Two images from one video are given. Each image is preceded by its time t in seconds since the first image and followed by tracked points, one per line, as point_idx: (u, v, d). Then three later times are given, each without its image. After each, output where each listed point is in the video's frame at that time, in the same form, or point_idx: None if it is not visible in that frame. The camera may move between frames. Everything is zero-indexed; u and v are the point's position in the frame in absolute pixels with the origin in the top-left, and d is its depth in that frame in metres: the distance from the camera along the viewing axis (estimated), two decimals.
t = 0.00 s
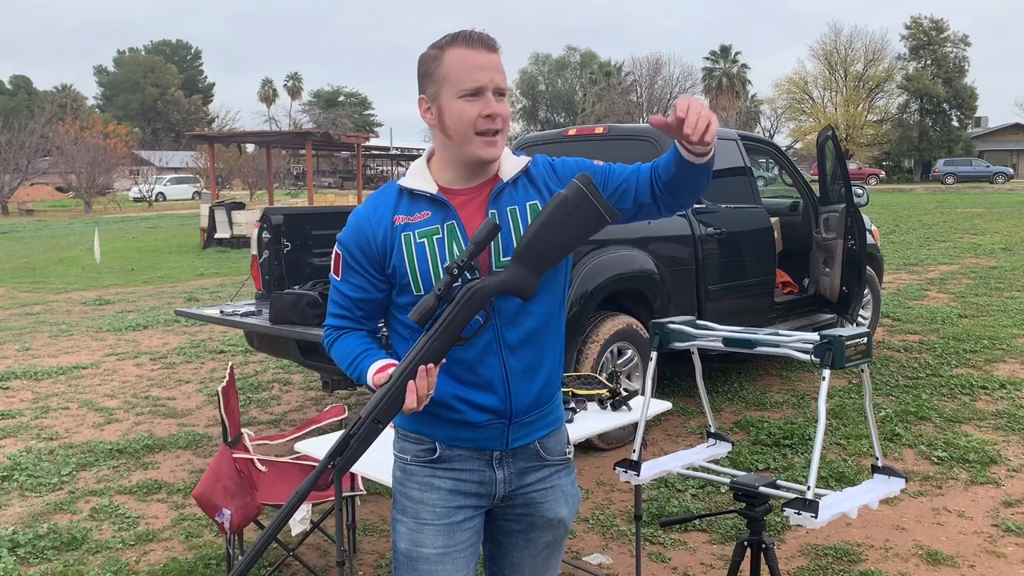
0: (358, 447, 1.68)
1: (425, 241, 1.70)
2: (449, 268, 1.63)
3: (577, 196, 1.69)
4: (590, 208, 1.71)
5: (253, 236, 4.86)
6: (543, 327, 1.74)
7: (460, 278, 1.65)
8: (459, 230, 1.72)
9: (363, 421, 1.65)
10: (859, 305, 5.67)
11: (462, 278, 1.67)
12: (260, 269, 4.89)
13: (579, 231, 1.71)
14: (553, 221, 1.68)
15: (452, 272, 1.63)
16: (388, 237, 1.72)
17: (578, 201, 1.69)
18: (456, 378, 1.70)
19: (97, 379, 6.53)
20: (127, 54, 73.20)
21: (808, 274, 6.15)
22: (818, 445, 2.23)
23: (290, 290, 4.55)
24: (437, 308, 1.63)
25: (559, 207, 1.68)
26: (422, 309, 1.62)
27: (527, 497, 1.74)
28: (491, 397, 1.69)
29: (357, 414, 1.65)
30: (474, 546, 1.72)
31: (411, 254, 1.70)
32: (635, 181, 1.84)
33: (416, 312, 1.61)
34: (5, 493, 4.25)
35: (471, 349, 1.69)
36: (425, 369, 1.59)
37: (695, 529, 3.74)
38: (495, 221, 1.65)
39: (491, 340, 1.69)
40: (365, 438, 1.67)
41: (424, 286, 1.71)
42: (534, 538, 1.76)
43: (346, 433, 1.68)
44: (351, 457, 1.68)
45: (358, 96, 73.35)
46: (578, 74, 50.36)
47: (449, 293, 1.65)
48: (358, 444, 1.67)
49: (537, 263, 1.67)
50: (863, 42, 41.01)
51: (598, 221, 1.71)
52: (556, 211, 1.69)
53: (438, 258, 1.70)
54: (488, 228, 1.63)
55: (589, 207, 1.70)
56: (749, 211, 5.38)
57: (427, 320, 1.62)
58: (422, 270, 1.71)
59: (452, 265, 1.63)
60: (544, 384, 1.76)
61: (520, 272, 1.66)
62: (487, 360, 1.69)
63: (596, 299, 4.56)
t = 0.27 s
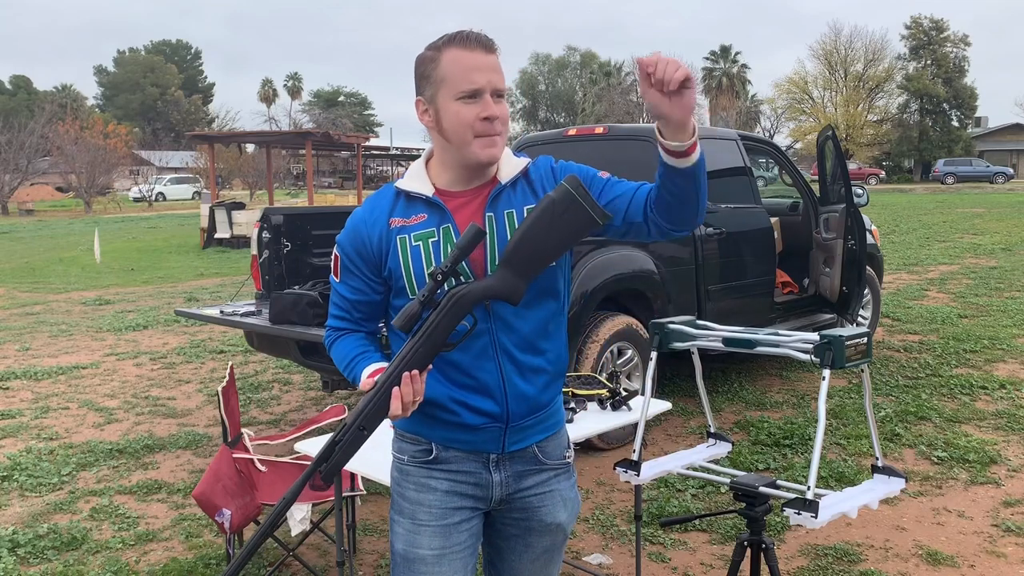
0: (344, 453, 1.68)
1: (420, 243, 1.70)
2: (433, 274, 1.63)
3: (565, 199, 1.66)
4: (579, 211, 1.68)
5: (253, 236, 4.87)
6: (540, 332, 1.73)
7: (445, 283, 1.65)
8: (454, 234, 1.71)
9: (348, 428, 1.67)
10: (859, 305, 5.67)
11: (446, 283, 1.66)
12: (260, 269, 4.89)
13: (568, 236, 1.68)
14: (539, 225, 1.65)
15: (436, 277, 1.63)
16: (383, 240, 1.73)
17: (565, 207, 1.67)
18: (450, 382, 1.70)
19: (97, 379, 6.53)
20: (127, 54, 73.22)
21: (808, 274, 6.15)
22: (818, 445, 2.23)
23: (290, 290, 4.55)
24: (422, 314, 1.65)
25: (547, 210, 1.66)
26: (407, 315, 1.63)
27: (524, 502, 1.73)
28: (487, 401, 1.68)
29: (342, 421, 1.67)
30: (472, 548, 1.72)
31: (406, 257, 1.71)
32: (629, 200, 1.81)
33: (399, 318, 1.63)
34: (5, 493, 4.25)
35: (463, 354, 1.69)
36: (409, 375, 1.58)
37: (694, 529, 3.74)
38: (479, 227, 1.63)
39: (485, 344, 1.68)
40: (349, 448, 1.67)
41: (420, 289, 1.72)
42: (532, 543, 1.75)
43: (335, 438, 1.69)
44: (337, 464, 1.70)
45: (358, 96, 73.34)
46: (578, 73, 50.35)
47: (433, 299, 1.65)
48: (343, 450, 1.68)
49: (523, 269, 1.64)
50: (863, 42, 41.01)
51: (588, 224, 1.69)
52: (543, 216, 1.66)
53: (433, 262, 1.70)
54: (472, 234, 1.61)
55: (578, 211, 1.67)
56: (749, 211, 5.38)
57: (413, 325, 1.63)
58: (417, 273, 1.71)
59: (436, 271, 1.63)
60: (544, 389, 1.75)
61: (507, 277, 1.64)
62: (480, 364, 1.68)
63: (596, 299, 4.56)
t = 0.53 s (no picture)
0: (337, 448, 1.70)
1: (415, 243, 1.71)
2: (425, 272, 1.64)
3: (559, 197, 1.66)
4: (573, 210, 1.67)
5: (253, 236, 4.87)
6: (537, 334, 1.72)
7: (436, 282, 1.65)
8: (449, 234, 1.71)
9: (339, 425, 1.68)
10: (859, 305, 5.67)
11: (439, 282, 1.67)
12: (260, 269, 4.89)
13: (563, 234, 1.67)
14: (532, 223, 1.65)
15: (426, 276, 1.63)
16: (380, 239, 1.74)
17: (560, 206, 1.66)
18: (445, 382, 1.70)
19: (97, 379, 6.53)
20: (127, 54, 73.22)
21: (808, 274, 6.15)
22: (818, 445, 2.23)
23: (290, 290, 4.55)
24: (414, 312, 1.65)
25: (540, 209, 1.65)
26: (397, 314, 1.63)
27: (521, 505, 1.73)
28: (481, 403, 1.68)
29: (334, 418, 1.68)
30: (468, 550, 1.72)
31: (400, 257, 1.71)
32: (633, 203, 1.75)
33: (390, 317, 1.63)
34: (5, 493, 4.25)
35: (458, 355, 1.69)
36: (399, 374, 1.59)
37: (694, 529, 3.74)
38: (471, 226, 1.63)
39: (480, 345, 1.68)
40: (340, 444, 1.69)
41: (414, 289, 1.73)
42: (529, 547, 1.75)
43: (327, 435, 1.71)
44: (327, 462, 1.70)
45: (358, 96, 73.33)
46: (578, 74, 50.37)
47: (424, 298, 1.66)
48: (335, 445, 1.69)
49: (515, 268, 1.64)
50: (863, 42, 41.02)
51: (582, 222, 1.68)
52: (536, 214, 1.65)
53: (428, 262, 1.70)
54: (464, 232, 1.61)
55: (572, 209, 1.66)
56: (749, 212, 5.38)
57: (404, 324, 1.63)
58: (411, 273, 1.72)
59: (428, 270, 1.63)
60: (541, 392, 1.74)
61: (501, 276, 1.64)
62: (476, 366, 1.68)
63: (596, 299, 4.55)
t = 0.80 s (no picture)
0: (337, 445, 1.70)
1: (414, 242, 1.70)
2: (429, 272, 1.62)
3: (564, 202, 1.65)
4: (577, 215, 1.66)
5: (253, 236, 4.87)
6: (537, 334, 1.72)
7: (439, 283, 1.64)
8: (447, 233, 1.71)
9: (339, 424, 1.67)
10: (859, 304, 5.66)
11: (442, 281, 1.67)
12: (260, 269, 4.89)
13: (566, 237, 1.67)
14: (536, 226, 1.65)
15: (430, 276, 1.62)
16: (378, 238, 1.74)
17: (566, 210, 1.65)
18: (444, 382, 1.70)
19: (97, 379, 6.53)
20: (127, 54, 73.20)
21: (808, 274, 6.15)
22: (818, 445, 2.23)
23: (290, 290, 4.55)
24: (415, 312, 1.64)
25: (545, 212, 1.65)
26: (400, 313, 1.62)
27: (520, 505, 1.73)
28: (481, 402, 1.68)
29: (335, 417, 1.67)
30: (468, 549, 1.72)
31: (399, 256, 1.71)
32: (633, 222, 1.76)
33: (393, 316, 1.62)
34: (6, 493, 4.25)
35: (459, 354, 1.69)
36: (399, 373, 1.59)
37: (695, 529, 3.74)
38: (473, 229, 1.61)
39: (480, 344, 1.68)
40: (341, 442, 1.69)
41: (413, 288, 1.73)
42: (529, 547, 1.75)
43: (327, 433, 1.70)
44: (326, 460, 1.71)
45: (357, 96, 73.23)
46: (578, 73, 50.37)
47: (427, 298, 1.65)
48: (336, 442, 1.69)
49: (518, 270, 1.64)
50: (863, 42, 41.01)
51: (585, 227, 1.67)
52: (541, 217, 1.65)
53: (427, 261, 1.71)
54: (468, 233, 1.60)
55: (576, 214, 1.66)
56: (749, 211, 5.39)
57: (406, 324, 1.63)
58: (409, 272, 1.72)
59: (431, 270, 1.62)
60: (540, 391, 1.74)
61: (503, 278, 1.64)
62: (476, 366, 1.68)
63: (596, 299, 4.55)
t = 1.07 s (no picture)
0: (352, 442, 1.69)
1: (424, 239, 1.69)
2: (447, 270, 1.62)
3: (579, 202, 1.70)
4: (589, 215, 1.72)
5: (253, 236, 4.87)
6: (543, 335, 1.72)
7: (458, 279, 1.64)
8: (458, 232, 1.71)
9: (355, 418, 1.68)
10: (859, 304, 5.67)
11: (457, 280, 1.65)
12: (260, 269, 4.89)
13: (579, 237, 1.72)
14: (549, 225, 1.68)
15: (448, 274, 1.62)
16: (387, 233, 1.71)
17: (578, 211, 1.70)
18: (450, 382, 1.70)
19: (97, 379, 6.53)
20: (127, 54, 73.19)
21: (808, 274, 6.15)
22: (818, 445, 2.23)
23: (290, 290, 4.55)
24: (432, 310, 1.63)
25: (560, 211, 1.69)
26: (417, 309, 1.62)
27: (523, 502, 1.73)
28: (486, 401, 1.68)
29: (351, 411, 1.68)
30: (470, 548, 1.72)
31: (408, 252, 1.70)
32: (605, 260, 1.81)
33: (411, 312, 1.62)
34: (5, 493, 4.25)
35: (469, 352, 1.68)
36: (416, 369, 1.59)
37: (694, 529, 3.74)
38: (491, 227, 1.63)
39: (487, 344, 1.68)
40: (356, 437, 1.70)
41: (421, 285, 1.71)
42: (531, 543, 1.75)
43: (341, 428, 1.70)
44: (342, 454, 1.71)
45: (357, 96, 73.18)
46: (578, 73, 50.38)
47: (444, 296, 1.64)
48: (351, 438, 1.69)
49: (532, 268, 1.66)
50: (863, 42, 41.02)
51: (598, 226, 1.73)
52: (556, 216, 1.69)
53: (436, 259, 1.70)
54: (486, 231, 1.62)
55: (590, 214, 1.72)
56: (749, 211, 5.39)
57: (422, 320, 1.63)
58: (419, 269, 1.70)
59: (449, 268, 1.62)
60: (544, 390, 1.74)
61: (516, 277, 1.66)
62: (484, 366, 1.68)
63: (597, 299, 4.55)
